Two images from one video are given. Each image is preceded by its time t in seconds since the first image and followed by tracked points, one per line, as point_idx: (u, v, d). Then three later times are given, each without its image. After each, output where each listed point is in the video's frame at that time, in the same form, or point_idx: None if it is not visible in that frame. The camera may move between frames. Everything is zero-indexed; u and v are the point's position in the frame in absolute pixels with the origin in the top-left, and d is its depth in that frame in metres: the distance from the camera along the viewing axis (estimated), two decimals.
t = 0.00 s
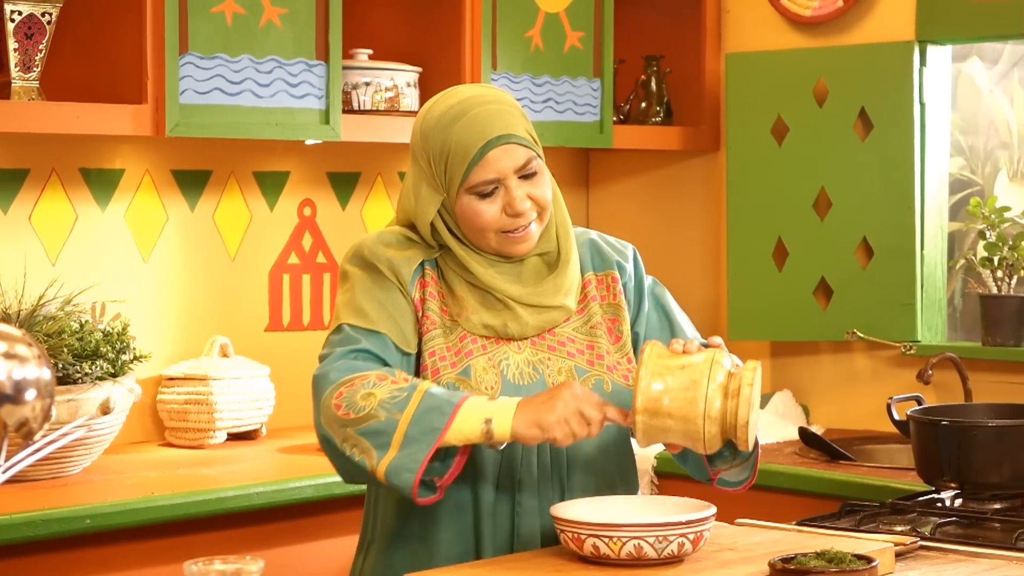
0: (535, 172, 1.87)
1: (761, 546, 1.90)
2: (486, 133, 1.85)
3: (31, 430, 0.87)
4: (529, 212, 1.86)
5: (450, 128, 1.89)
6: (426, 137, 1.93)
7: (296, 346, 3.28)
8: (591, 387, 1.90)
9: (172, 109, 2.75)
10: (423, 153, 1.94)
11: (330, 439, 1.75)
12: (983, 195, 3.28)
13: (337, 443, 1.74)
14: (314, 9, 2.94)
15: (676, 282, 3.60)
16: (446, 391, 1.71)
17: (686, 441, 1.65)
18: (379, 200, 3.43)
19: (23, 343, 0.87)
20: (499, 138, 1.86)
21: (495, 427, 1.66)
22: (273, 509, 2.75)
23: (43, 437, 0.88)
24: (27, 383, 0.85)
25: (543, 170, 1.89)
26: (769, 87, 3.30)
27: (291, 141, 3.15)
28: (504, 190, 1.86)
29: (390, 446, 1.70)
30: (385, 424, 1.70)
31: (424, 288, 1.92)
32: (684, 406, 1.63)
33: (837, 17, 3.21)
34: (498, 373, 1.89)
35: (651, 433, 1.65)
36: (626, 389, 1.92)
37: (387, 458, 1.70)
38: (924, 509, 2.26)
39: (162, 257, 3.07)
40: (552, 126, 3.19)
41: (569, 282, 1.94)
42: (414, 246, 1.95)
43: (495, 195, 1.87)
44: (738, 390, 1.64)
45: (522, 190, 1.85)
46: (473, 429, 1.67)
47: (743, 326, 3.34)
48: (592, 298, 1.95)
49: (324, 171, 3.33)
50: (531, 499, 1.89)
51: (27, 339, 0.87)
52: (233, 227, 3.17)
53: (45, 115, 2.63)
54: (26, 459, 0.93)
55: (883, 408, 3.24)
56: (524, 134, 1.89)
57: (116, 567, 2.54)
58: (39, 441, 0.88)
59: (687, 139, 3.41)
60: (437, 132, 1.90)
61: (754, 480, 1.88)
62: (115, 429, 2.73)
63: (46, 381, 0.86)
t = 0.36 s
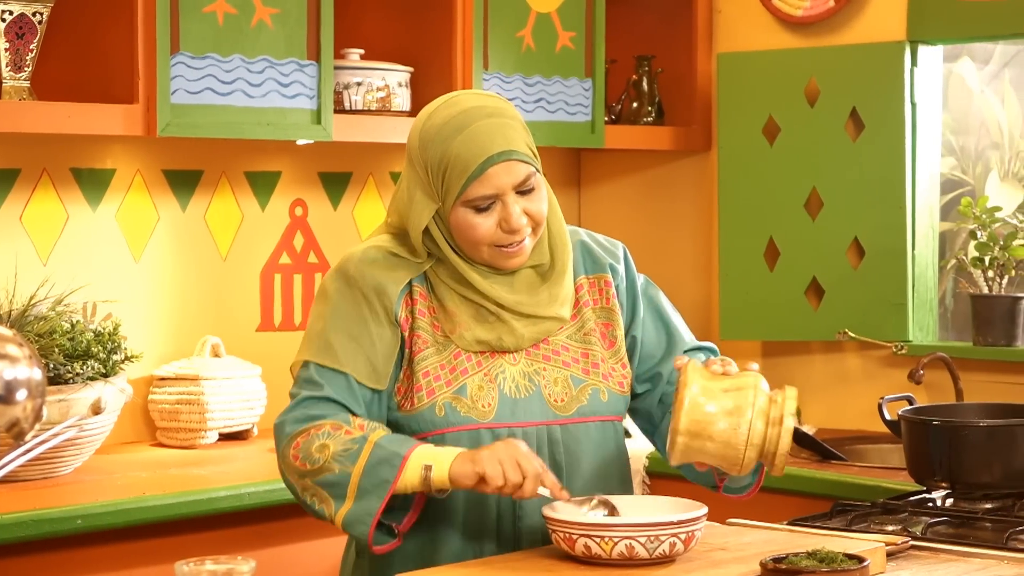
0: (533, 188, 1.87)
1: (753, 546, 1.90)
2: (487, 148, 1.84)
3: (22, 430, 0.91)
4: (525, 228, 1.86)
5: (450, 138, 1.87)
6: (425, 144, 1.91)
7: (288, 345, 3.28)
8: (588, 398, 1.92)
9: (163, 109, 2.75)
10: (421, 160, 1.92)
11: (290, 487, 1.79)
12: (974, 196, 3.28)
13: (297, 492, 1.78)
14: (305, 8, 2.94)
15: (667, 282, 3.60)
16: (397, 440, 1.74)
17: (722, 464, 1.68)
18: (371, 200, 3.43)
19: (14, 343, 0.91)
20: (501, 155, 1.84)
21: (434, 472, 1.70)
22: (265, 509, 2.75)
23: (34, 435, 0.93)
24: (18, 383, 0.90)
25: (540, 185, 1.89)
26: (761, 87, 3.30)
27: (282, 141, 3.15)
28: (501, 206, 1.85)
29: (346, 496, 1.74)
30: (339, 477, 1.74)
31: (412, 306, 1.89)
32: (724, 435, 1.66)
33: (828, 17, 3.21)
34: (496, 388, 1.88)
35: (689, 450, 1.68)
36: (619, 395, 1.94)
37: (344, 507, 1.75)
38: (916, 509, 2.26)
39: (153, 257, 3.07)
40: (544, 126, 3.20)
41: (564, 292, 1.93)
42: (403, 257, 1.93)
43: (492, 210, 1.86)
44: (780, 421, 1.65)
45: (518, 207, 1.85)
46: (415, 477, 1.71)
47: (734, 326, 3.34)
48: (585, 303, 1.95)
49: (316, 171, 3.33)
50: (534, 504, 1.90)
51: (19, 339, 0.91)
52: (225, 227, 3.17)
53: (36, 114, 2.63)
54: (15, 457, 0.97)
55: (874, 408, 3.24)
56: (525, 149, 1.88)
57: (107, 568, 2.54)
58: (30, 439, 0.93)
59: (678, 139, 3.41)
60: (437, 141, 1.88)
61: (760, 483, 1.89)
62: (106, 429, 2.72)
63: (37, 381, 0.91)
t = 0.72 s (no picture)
0: (537, 188, 1.87)
1: (745, 546, 1.90)
2: (493, 151, 1.83)
3: (14, 431, 0.88)
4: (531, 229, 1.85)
5: (454, 142, 1.86)
6: (426, 149, 1.90)
7: (280, 345, 3.28)
8: (589, 398, 1.93)
9: (156, 109, 2.75)
10: (422, 165, 1.91)
11: (316, 489, 1.76)
12: (966, 196, 3.28)
13: (324, 490, 1.75)
14: (298, 8, 2.94)
15: (661, 282, 3.60)
16: (408, 403, 1.75)
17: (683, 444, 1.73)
18: (364, 200, 3.43)
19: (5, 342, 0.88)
20: (507, 156, 1.84)
21: (454, 418, 1.71)
22: (258, 509, 2.74)
23: (27, 438, 0.90)
24: (9, 384, 0.87)
25: (542, 185, 1.88)
26: (754, 86, 3.30)
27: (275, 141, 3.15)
28: (507, 207, 1.85)
29: (377, 474, 1.73)
30: (365, 458, 1.72)
31: (411, 303, 1.90)
32: (693, 421, 1.71)
33: (821, 17, 3.21)
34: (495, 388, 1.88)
35: (655, 417, 1.74)
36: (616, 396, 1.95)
37: (378, 486, 1.73)
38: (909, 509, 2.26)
39: (146, 257, 3.07)
40: (536, 126, 3.20)
41: (562, 293, 1.93)
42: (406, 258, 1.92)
43: (497, 212, 1.86)
44: (751, 436, 1.70)
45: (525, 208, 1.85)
46: (437, 434, 1.72)
47: (728, 326, 3.35)
48: (581, 305, 1.96)
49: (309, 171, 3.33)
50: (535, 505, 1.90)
51: (9, 338, 0.89)
52: (217, 227, 3.17)
53: (28, 114, 2.62)
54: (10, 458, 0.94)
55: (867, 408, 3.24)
56: (527, 150, 1.87)
57: (99, 568, 2.53)
58: (22, 442, 0.90)
59: (671, 139, 3.41)
60: (440, 145, 1.87)
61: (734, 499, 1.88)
62: (98, 429, 2.72)
63: (29, 381, 0.88)
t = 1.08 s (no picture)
0: (518, 192, 1.86)
1: (737, 545, 1.90)
2: (469, 162, 1.83)
3: (6, 431, 0.88)
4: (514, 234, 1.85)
5: (431, 155, 1.86)
6: (405, 163, 1.90)
7: (273, 345, 3.28)
8: (582, 397, 1.93)
9: (148, 109, 2.74)
10: (403, 179, 1.91)
11: (365, 464, 1.75)
12: (958, 196, 3.29)
13: (374, 465, 1.74)
14: (291, 8, 2.94)
15: (653, 281, 3.60)
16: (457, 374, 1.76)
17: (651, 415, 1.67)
18: (356, 200, 3.43)
19: None
20: (483, 165, 1.83)
21: (510, 390, 1.73)
22: (250, 509, 2.74)
23: (19, 437, 0.90)
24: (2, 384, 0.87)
25: (524, 188, 1.87)
26: (746, 86, 3.30)
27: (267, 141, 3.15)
28: (489, 215, 1.84)
29: (430, 444, 1.72)
30: (419, 427, 1.72)
31: (416, 291, 1.91)
32: (662, 387, 1.65)
33: (814, 17, 3.21)
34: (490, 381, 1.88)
35: (624, 388, 1.67)
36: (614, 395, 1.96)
37: (432, 455, 1.72)
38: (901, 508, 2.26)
39: (138, 257, 3.07)
40: (529, 126, 3.20)
41: (559, 288, 1.94)
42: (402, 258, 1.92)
43: (480, 220, 1.85)
44: (720, 397, 1.64)
45: (506, 213, 1.84)
46: (493, 405, 1.74)
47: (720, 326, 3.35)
48: (576, 305, 1.96)
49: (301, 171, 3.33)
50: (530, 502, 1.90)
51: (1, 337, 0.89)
52: (210, 227, 3.16)
53: (20, 114, 2.62)
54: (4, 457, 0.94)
55: (859, 408, 3.25)
56: (506, 156, 1.87)
57: (92, 568, 2.53)
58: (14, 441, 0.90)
59: (663, 139, 3.41)
60: (417, 160, 1.88)
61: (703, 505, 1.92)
62: (90, 429, 2.72)
63: (21, 381, 0.88)
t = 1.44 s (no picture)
0: (512, 191, 1.86)
1: (731, 545, 1.90)
2: (463, 161, 1.83)
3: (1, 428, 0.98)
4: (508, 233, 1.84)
5: (424, 154, 1.85)
6: (399, 162, 1.89)
7: (267, 345, 3.28)
8: (570, 398, 1.93)
9: (142, 109, 2.74)
10: (396, 177, 1.91)
11: (305, 410, 1.72)
12: (952, 196, 3.29)
13: (315, 411, 1.71)
14: (284, 8, 2.94)
15: (647, 281, 3.60)
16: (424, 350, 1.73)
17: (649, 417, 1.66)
18: (350, 200, 3.43)
19: None
20: (477, 163, 1.83)
21: (469, 374, 1.68)
22: (245, 509, 2.74)
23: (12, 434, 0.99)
24: None
25: (517, 186, 1.87)
26: (740, 86, 3.30)
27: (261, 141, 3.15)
28: (482, 214, 1.84)
29: (374, 402, 1.68)
30: (368, 381, 1.69)
31: (404, 293, 1.92)
32: (648, 387, 1.65)
33: (807, 17, 3.21)
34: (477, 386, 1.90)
35: (613, 402, 1.67)
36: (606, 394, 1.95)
37: (373, 414, 1.68)
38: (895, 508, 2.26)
39: (132, 257, 3.07)
40: (523, 126, 3.20)
41: (548, 292, 1.94)
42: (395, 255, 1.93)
43: (473, 219, 1.85)
44: (705, 378, 1.65)
45: (499, 212, 1.84)
46: (449, 381, 1.69)
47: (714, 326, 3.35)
48: (567, 304, 1.96)
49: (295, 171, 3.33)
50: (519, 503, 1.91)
51: None
52: (203, 227, 3.16)
53: (13, 113, 2.62)
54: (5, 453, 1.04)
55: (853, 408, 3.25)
56: (499, 155, 1.87)
57: (85, 569, 2.53)
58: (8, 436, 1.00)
59: (657, 139, 3.41)
60: (410, 158, 1.87)
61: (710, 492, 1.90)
62: (84, 429, 2.72)
63: (14, 382, 0.97)
